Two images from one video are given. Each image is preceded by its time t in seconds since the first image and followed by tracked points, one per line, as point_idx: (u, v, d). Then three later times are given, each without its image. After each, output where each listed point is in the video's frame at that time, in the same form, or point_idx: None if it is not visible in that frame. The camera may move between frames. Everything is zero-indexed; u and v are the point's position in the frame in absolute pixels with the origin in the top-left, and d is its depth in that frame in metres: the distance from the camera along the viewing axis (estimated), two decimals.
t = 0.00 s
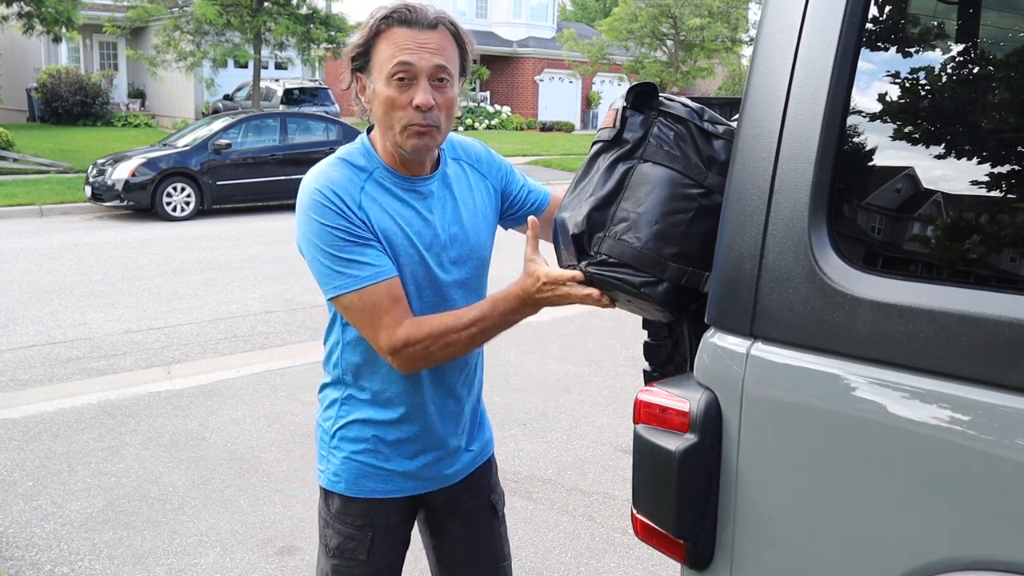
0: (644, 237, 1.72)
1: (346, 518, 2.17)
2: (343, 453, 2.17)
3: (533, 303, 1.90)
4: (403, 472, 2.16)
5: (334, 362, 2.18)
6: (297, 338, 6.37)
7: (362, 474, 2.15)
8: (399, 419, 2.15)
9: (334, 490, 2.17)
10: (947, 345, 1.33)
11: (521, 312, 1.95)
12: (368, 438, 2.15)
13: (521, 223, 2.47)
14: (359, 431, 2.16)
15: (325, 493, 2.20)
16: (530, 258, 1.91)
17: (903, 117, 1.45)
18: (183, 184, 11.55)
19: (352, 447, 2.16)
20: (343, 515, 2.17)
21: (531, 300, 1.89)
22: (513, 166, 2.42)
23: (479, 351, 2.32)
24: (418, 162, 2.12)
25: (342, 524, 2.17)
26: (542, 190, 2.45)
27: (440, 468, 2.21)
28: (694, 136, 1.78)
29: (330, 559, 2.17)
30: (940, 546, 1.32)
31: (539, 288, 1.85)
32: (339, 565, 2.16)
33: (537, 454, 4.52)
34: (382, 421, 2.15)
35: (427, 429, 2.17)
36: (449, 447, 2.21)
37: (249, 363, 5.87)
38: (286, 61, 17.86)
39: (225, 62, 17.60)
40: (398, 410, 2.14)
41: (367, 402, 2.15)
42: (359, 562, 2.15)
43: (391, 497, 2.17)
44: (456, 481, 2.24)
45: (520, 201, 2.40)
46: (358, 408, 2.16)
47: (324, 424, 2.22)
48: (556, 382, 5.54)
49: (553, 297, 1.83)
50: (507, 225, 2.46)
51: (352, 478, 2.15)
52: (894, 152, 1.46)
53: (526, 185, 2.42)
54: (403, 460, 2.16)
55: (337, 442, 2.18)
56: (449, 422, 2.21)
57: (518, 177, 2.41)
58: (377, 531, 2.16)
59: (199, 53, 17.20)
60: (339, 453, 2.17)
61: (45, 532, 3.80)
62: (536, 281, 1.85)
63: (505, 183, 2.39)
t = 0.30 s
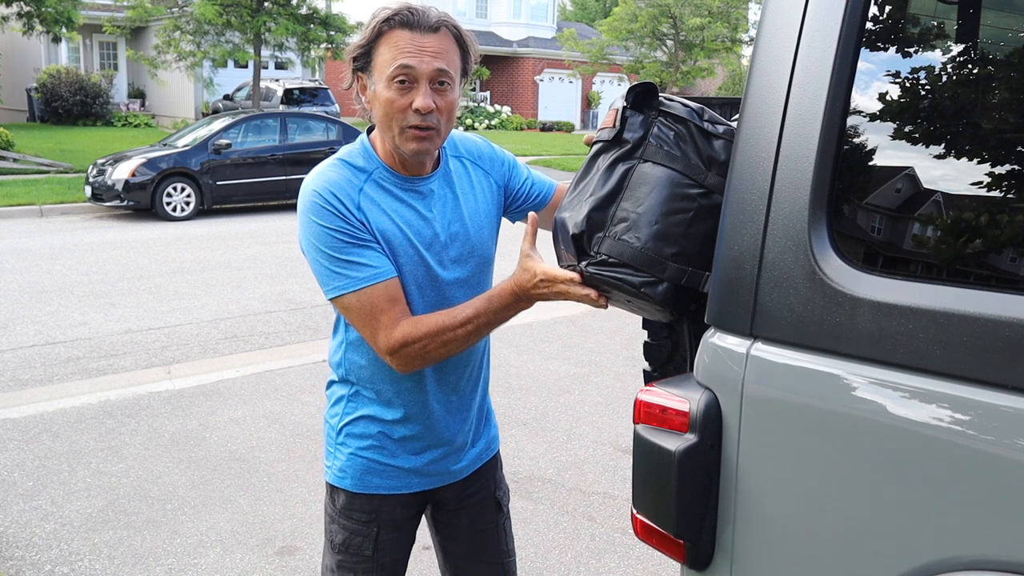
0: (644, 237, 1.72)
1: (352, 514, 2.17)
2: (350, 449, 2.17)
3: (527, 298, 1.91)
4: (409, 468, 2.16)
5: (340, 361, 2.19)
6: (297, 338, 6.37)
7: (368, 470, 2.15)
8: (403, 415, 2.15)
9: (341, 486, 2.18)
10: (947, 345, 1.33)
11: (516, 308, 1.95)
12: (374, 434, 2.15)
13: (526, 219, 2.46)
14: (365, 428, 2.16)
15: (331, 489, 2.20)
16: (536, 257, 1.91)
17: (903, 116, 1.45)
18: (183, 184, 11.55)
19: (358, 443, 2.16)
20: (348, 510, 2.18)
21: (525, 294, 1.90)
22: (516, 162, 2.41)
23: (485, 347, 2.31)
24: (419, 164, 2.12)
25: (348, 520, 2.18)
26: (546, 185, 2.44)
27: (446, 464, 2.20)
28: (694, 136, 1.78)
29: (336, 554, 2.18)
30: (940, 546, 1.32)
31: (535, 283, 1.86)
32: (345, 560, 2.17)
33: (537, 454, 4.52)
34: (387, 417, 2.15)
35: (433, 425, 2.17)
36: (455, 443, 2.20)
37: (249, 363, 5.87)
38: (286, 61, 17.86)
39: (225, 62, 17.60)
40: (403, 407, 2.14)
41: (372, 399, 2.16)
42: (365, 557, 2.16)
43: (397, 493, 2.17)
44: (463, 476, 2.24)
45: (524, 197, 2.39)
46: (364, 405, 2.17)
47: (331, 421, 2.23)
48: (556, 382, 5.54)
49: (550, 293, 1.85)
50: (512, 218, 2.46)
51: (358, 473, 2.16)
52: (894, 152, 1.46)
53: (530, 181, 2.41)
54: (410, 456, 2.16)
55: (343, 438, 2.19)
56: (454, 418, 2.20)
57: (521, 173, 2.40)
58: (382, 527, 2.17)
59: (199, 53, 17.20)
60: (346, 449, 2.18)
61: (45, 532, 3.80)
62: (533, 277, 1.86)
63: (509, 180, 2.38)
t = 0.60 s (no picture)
0: (644, 237, 1.72)
1: (353, 511, 2.18)
2: (351, 447, 2.17)
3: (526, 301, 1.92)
4: (411, 467, 2.16)
5: (341, 360, 2.19)
6: (297, 338, 6.37)
7: (370, 468, 2.15)
8: (404, 414, 2.15)
9: (342, 484, 2.18)
10: (947, 345, 1.33)
11: (514, 311, 1.96)
12: (375, 433, 2.15)
13: (528, 218, 2.45)
14: (367, 426, 2.16)
15: (333, 486, 2.21)
16: (535, 263, 1.92)
17: (903, 116, 1.45)
18: (183, 184, 11.55)
19: (360, 442, 2.17)
20: (349, 508, 2.18)
21: (525, 298, 1.92)
22: (518, 161, 2.41)
23: (487, 346, 2.31)
24: (420, 165, 2.12)
25: (349, 518, 2.18)
26: (546, 184, 2.44)
27: (448, 463, 2.20)
28: (694, 136, 1.78)
29: (336, 551, 2.18)
30: (940, 546, 1.32)
31: (535, 288, 1.88)
32: (346, 557, 2.17)
33: (537, 454, 4.52)
34: (388, 416, 2.15)
35: (434, 424, 2.17)
36: (456, 442, 2.20)
37: (249, 363, 5.87)
38: (286, 61, 17.87)
39: (225, 62, 17.60)
40: (404, 406, 2.14)
41: (373, 398, 2.16)
42: (366, 554, 2.16)
43: (398, 491, 2.17)
44: (464, 475, 2.24)
45: (525, 195, 2.39)
46: (366, 403, 2.17)
47: (333, 419, 2.23)
48: (556, 382, 5.54)
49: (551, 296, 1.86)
50: (513, 218, 2.46)
51: (359, 471, 2.16)
52: (894, 152, 1.47)
53: (531, 180, 2.40)
54: (411, 454, 2.16)
55: (345, 436, 2.19)
56: (456, 417, 2.20)
57: (522, 172, 2.40)
58: (383, 524, 2.17)
59: (199, 53, 17.21)
60: (348, 447, 2.18)
61: (45, 532, 3.80)
62: (535, 281, 1.87)
63: (510, 179, 2.38)
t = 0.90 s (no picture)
0: (644, 237, 1.72)
1: (355, 511, 2.18)
2: (354, 447, 2.17)
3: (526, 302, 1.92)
4: (413, 467, 2.16)
5: (342, 360, 2.20)
6: (297, 338, 6.37)
7: (372, 468, 2.15)
8: (406, 414, 2.15)
9: (345, 484, 2.18)
10: (947, 345, 1.33)
11: (513, 310, 1.96)
12: (377, 433, 2.16)
13: (529, 217, 2.45)
14: (369, 425, 2.16)
15: (335, 486, 2.21)
16: (533, 261, 1.92)
17: (903, 116, 1.45)
18: (183, 184, 11.55)
19: (362, 441, 2.17)
20: (351, 507, 2.18)
21: (525, 299, 1.91)
22: (519, 160, 2.40)
23: (489, 344, 2.31)
24: (421, 165, 2.12)
25: (351, 517, 2.18)
26: (547, 183, 2.43)
27: (450, 462, 2.20)
28: (694, 136, 1.78)
29: (339, 551, 2.18)
30: (941, 546, 1.32)
31: (534, 288, 1.87)
32: (348, 557, 2.17)
33: (537, 455, 4.52)
34: (390, 416, 2.15)
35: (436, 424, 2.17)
36: (458, 442, 2.20)
37: (249, 363, 5.87)
38: (286, 61, 17.87)
39: (225, 62, 17.60)
40: (406, 406, 2.14)
41: (376, 398, 2.16)
42: (368, 553, 2.16)
43: (400, 491, 2.17)
44: (467, 474, 2.24)
45: (526, 194, 2.39)
46: (368, 403, 2.17)
47: (335, 418, 2.23)
48: (556, 382, 5.54)
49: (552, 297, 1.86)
50: (514, 217, 2.46)
51: (361, 471, 2.16)
52: (893, 152, 1.47)
53: (532, 179, 2.40)
54: (413, 454, 2.16)
55: (347, 437, 2.19)
56: (458, 416, 2.20)
57: (523, 171, 2.39)
58: (385, 524, 2.17)
59: (199, 53, 17.20)
60: (350, 447, 2.18)
61: (45, 532, 3.80)
62: (534, 280, 1.87)
63: (511, 178, 2.38)
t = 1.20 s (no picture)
0: (644, 237, 1.72)
1: (357, 510, 2.18)
2: (356, 446, 2.18)
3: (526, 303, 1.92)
4: (416, 466, 2.16)
5: (345, 360, 2.20)
6: (297, 338, 6.37)
7: (375, 467, 2.15)
8: (409, 414, 2.15)
9: (348, 483, 2.18)
10: (947, 345, 1.33)
11: (513, 312, 1.96)
12: (380, 432, 2.16)
13: (531, 217, 2.45)
14: (372, 425, 2.16)
15: (338, 485, 2.21)
16: (534, 263, 1.92)
17: (903, 116, 1.45)
18: (183, 184, 11.55)
19: (365, 441, 2.17)
20: (354, 507, 2.18)
21: (525, 301, 1.92)
22: (521, 160, 2.40)
23: (492, 344, 2.31)
24: (424, 164, 2.12)
25: (354, 517, 2.18)
26: (548, 183, 2.43)
27: (452, 462, 2.20)
28: (694, 136, 1.78)
29: (341, 550, 2.18)
30: (941, 546, 1.32)
31: (535, 289, 1.88)
32: (351, 557, 2.17)
33: (537, 455, 4.52)
34: (393, 416, 2.15)
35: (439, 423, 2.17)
36: (461, 441, 2.20)
37: (249, 363, 5.87)
38: (286, 61, 17.87)
39: (225, 62, 17.60)
40: (408, 406, 2.14)
41: (378, 398, 2.16)
42: (371, 553, 2.16)
43: (403, 490, 2.17)
44: (469, 474, 2.24)
45: (528, 194, 2.39)
46: (371, 402, 2.17)
47: (338, 418, 2.24)
48: (556, 382, 5.54)
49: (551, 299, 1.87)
50: (517, 217, 2.46)
51: (364, 471, 2.16)
52: (893, 152, 1.47)
53: (533, 179, 2.40)
54: (416, 454, 2.16)
55: (350, 436, 2.19)
56: (460, 415, 2.20)
57: (525, 171, 2.39)
58: (388, 523, 2.17)
59: (199, 53, 17.20)
60: (353, 446, 2.18)
61: (45, 532, 3.80)
62: (535, 281, 1.87)
63: (513, 178, 2.37)
